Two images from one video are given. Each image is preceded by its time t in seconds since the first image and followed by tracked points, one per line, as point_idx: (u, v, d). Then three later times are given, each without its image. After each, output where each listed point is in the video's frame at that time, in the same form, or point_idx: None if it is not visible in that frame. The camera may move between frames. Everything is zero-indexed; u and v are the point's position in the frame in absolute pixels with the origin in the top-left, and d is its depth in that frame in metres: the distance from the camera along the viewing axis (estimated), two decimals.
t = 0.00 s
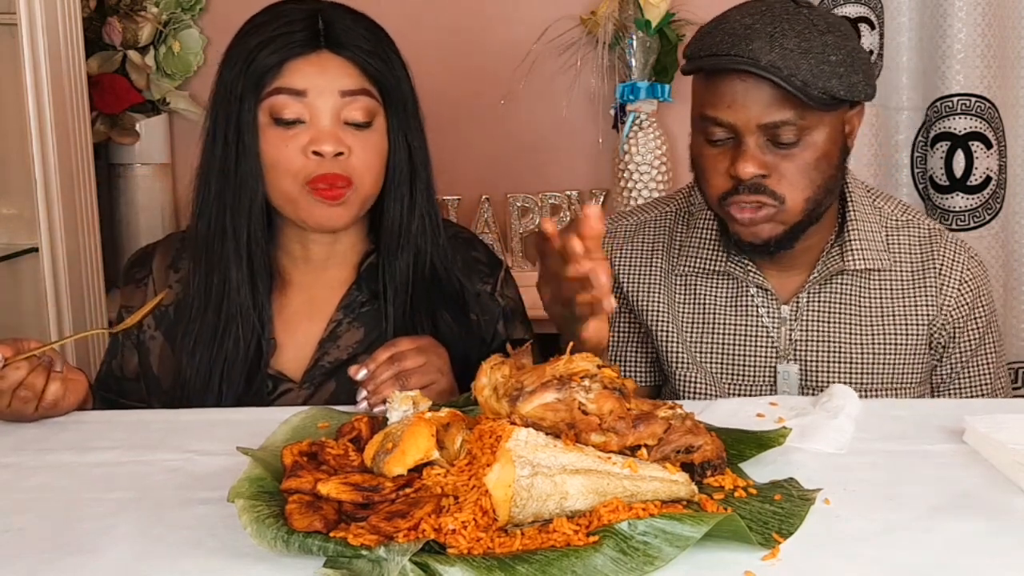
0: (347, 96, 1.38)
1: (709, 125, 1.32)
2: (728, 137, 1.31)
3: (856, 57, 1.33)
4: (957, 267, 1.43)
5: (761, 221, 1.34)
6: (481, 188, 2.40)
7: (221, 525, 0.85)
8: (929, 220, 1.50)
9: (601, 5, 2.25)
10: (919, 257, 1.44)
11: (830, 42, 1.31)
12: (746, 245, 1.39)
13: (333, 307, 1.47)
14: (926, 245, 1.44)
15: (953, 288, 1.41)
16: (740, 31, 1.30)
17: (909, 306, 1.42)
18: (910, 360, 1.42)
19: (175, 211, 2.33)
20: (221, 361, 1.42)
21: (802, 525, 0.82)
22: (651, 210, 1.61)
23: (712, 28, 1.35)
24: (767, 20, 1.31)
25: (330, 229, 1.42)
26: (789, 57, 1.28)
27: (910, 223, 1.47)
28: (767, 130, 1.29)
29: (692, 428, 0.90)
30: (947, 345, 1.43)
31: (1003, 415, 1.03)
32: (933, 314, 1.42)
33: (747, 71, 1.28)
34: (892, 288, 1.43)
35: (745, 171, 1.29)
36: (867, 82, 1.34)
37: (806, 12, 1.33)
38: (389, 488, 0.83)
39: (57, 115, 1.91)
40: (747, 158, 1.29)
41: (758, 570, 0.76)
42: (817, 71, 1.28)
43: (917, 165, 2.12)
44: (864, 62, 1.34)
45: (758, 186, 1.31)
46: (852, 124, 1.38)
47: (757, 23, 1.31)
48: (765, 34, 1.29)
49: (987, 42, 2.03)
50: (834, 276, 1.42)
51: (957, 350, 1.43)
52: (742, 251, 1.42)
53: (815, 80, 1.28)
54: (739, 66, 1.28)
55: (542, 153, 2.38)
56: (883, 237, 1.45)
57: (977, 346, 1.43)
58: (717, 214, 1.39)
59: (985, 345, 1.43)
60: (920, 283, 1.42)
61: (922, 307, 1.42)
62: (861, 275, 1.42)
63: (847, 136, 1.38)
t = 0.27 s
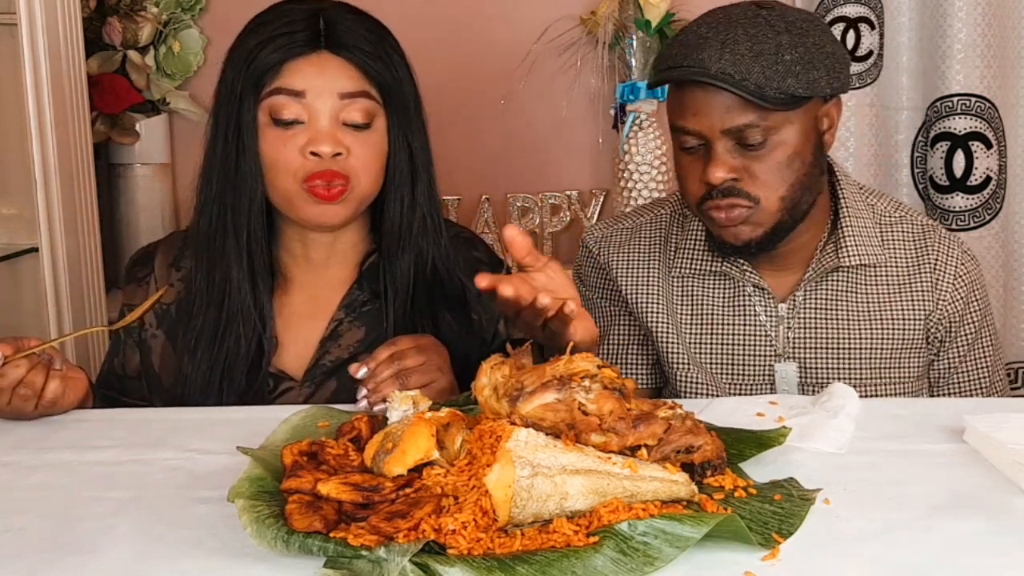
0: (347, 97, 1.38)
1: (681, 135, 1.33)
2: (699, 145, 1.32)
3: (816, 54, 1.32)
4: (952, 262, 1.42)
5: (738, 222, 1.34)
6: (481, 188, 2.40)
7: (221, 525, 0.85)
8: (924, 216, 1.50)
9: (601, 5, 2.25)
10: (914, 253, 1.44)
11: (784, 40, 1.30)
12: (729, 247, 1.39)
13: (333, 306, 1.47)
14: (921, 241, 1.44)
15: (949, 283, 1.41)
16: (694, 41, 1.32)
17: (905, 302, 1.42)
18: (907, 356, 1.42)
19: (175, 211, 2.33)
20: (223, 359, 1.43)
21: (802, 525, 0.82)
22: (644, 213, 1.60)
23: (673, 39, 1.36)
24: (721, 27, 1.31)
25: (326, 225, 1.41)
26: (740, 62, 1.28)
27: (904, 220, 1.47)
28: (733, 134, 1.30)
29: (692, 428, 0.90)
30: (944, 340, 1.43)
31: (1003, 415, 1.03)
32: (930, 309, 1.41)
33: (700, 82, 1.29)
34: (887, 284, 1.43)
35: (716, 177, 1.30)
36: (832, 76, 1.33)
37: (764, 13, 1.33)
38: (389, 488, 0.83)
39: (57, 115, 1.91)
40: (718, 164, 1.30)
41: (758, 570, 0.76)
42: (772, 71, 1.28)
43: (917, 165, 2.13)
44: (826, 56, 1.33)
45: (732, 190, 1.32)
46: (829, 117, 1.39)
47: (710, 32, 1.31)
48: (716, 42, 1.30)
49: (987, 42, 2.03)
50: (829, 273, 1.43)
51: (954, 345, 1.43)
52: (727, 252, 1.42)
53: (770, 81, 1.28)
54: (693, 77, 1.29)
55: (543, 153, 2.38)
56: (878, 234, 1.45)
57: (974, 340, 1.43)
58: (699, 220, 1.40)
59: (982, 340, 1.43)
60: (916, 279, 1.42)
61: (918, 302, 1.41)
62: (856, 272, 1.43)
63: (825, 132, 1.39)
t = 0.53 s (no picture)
0: (345, 93, 1.38)
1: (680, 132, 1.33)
2: (699, 142, 1.32)
3: (817, 53, 1.32)
4: (946, 260, 1.43)
5: (738, 221, 1.34)
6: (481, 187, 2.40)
7: (221, 525, 0.85)
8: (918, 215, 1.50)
9: (601, 5, 2.25)
10: (908, 251, 1.44)
11: (787, 40, 1.31)
12: (728, 247, 1.39)
13: (333, 304, 1.47)
14: (914, 240, 1.45)
15: (942, 282, 1.41)
16: (697, 37, 1.32)
17: (899, 300, 1.42)
18: (901, 354, 1.42)
19: (175, 211, 2.33)
20: (223, 357, 1.43)
21: (802, 525, 0.82)
22: (643, 211, 1.61)
23: (677, 35, 1.37)
24: (723, 25, 1.32)
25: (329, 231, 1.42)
26: (743, 59, 1.28)
27: (898, 219, 1.48)
28: (732, 132, 1.30)
29: (693, 428, 0.90)
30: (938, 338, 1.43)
31: (1003, 415, 1.03)
32: (923, 307, 1.42)
33: (703, 78, 1.29)
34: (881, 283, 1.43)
35: (714, 174, 1.30)
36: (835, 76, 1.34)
37: (765, 12, 1.34)
38: (389, 488, 0.83)
39: (57, 115, 1.91)
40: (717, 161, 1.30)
41: (759, 570, 0.76)
42: (773, 69, 1.29)
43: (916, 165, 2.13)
44: (826, 56, 1.34)
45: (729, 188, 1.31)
46: (828, 117, 1.39)
47: (712, 29, 1.32)
48: (719, 39, 1.30)
49: (987, 42, 2.03)
50: (823, 273, 1.43)
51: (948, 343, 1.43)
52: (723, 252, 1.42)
53: (772, 79, 1.28)
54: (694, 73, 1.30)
55: (543, 153, 2.38)
56: (872, 233, 1.45)
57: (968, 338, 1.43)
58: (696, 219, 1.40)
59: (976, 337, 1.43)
60: (909, 277, 1.42)
61: (912, 301, 1.42)
62: (850, 271, 1.43)
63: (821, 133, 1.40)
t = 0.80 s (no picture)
0: (344, 93, 1.37)
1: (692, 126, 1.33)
2: (711, 138, 1.32)
3: (835, 55, 1.33)
4: (951, 263, 1.42)
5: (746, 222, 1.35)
6: (480, 187, 2.40)
7: (221, 525, 0.85)
8: (926, 219, 1.50)
9: (601, 5, 2.25)
10: (913, 254, 1.44)
11: (807, 40, 1.31)
12: (738, 250, 1.40)
13: (333, 301, 1.47)
14: (920, 243, 1.44)
15: (946, 284, 1.41)
16: (717, 31, 1.32)
17: (902, 303, 1.42)
18: (903, 356, 1.42)
19: (175, 211, 2.33)
20: (221, 356, 1.43)
21: (802, 525, 0.82)
22: (650, 208, 1.61)
23: (693, 30, 1.37)
24: (743, 21, 1.32)
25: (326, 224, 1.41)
26: (762, 54, 1.28)
27: (905, 222, 1.48)
28: (747, 128, 1.30)
29: (693, 428, 0.90)
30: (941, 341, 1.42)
31: (1003, 415, 1.03)
32: (926, 310, 1.41)
33: (720, 70, 1.29)
34: (885, 285, 1.43)
35: (727, 170, 1.30)
36: (850, 81, 1.34)
37: (784, 11, 1.34)
38: (389, 488, 0.83)
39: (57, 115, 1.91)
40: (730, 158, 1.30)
41: (759, 570, 0.76)
42: (791, 66, 1.28)
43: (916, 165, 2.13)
44: (843, 58, 1.34)
45: (740, 186, 1.31)
46: (840, 120, 1.39)
47: (732, 24, 1.32)
48: (739, 34, 1.30)
49: (987, 42, 2.03)
50: (827, 273, 1.43)
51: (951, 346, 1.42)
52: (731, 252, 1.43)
53: (790, 75, 1.28)
54: (712, 65, 1.29)
55: (543, 153, 2.38)
56: (878, 235, 1.45)
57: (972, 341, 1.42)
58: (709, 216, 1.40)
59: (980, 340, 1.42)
60: (914, 280, 1.42)
61: (915, 303, 1.41)
62: (854, 272, 1.43)
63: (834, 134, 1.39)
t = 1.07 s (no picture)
0: (353, 93, 1.37)
1: (708, 121, 1.33)
2: (726, 134, 1.32)
3: (856, 59, 1.33)
4: (959, 267, 1.42)
5: (758, 216, 1.35)
6: (480, 187, 2.40)
7: (221, 525, 0.85)
8: (933, 222, 1.50)
9: (601, 5, 2.25)
10: (921, 258, 1.44)
11: (829, 43, 1.31)
12: (746, 243, 1.40)
13: (334, 299, 1.47)
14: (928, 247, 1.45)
15: (953, 288, 1.41)
16: (738, 28, 1.32)
17: (909, 306, 1.42)
18: (909, 359, 1.42)
19: (175, 212, 2.33)
20: (222, 357, 1.43)
21: (802, 525, 0.82)
22: (658, 205, 1.61)
23: (713, 27, 1.36)
24: (767, 19, 1.32)
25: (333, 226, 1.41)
26: (783, 55, 1.28)
27: (913, 225, 1.48)
28: (761, 128, 1.30)
29: (693, 428, 0.90)
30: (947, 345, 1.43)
31: (1003, 415, 1.03)
32: (934, 313, 1.41)
33: (739, 68, 1.29)
34: (892, 288, 1.43)
35: (739, 169, 1.30)
36: (868, 86, 1.35)
37: (808, 12, 1.34)
38: (389, 488, 0.83)
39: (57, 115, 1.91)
40: (743, 156, 1.30)
41: (758, 570, 0.76)
42: (812, 69, 1.29)
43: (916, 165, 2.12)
44: (864, 63, 1.34)
45: (751, 184, 1.31)
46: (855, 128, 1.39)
47: (755, 21, 1.32)
48: (761, 33, 1.30)
49: (987, 42, 2.03)
50: (835, 275, 1.43)
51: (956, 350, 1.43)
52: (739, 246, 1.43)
53: (810, 78, 1.28)
54: (732, 62, 1.29)
55: (543, 153, 2.38)
56: (886, 238, 1.45)
57: (977, 346, 1.42)
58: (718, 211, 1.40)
59: (986, 345, 1.42)
60: (921, 284, 1.42)
61: (922, 307, 1.41)
62: (862, 275, 1.43)
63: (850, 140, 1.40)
